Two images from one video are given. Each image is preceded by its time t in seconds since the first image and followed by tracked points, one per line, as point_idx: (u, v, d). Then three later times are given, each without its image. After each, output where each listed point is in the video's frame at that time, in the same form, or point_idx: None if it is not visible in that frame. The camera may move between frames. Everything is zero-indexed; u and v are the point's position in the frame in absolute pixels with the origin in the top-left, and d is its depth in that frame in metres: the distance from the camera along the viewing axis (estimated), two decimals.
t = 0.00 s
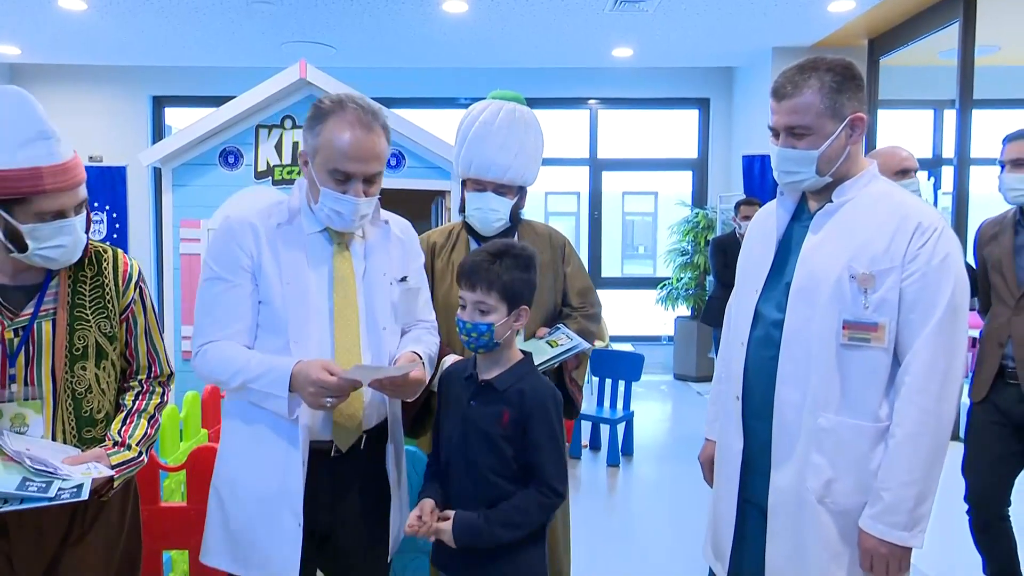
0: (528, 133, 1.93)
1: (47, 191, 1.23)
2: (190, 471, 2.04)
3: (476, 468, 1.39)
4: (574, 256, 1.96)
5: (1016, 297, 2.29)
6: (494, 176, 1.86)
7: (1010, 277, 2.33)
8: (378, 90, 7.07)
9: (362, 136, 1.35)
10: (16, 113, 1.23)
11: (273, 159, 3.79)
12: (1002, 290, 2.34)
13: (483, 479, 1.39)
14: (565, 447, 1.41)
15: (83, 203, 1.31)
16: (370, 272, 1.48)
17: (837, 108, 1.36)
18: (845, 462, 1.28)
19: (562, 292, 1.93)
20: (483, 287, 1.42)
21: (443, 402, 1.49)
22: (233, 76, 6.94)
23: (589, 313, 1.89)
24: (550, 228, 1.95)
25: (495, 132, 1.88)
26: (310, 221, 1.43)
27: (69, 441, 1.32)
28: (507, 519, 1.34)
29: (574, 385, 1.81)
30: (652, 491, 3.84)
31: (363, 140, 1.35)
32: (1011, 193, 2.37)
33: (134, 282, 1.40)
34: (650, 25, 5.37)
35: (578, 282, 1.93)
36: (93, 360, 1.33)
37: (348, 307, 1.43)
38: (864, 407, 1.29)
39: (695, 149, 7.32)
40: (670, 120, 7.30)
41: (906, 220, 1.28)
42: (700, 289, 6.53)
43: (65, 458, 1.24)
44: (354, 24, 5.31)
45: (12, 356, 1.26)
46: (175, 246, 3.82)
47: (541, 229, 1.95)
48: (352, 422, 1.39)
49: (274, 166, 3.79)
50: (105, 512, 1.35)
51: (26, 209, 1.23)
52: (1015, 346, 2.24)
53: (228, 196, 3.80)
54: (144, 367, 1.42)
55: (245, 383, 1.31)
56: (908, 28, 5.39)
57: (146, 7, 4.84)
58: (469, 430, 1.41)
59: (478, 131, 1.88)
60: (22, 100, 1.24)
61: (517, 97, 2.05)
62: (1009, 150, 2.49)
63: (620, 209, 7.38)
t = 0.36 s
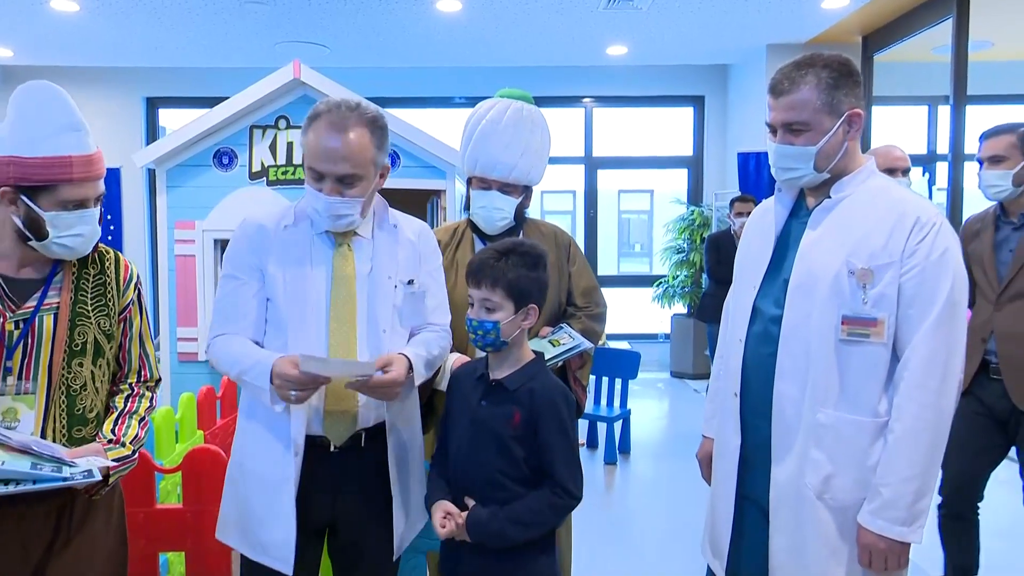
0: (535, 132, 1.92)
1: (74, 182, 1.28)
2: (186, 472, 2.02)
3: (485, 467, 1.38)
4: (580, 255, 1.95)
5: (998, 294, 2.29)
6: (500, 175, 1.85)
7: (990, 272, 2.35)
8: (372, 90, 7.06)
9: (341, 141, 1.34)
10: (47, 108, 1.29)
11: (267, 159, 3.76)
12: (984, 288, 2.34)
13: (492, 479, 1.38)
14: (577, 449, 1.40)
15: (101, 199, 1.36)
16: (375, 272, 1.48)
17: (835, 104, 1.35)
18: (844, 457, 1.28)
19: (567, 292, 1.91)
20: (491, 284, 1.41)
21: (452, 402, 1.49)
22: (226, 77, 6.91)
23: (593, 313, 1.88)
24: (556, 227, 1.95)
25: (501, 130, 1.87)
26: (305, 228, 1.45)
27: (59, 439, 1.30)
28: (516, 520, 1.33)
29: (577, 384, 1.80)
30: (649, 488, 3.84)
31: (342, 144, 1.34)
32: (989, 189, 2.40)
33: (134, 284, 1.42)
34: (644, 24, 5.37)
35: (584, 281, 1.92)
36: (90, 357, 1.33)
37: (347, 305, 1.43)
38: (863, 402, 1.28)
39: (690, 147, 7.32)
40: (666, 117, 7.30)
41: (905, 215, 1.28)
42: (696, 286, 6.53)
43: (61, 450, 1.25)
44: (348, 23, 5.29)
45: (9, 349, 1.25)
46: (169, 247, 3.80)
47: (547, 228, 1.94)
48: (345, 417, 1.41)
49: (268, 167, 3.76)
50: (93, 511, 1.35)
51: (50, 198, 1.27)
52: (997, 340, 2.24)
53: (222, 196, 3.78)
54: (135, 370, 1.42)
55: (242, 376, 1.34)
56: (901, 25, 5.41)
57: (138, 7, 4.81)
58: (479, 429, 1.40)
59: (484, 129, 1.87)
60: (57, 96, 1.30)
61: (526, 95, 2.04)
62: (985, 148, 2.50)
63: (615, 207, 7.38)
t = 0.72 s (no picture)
0: (545, 129, 1.92)
1: (78, 179, 1.29)
2: (185, 469, 2.01)
3: (495, 465, 1.37)
4: (585, 253, 1.94)
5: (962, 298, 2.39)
6: (508, 171, 1.84)
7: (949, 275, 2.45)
8: (371, 87, 7.04)
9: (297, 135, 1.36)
10: (62, 106, 1.30)
11: (266, 155, 3.75)
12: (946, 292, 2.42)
13: (502, 477, 1.37)
14: (589, 446, 1.39)
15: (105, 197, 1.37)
16: (352, 269, 1.45)
17: (840, 100, 1.35)
18: (849, 456, 1.27)
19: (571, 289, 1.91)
20: (496, 282, 1.40)
21: (462, 399, 1.48)
22: (226, 72, 6.89)
23: (598, 310, 1.87)
24: (562, 225, 1.95)
25: (511, 127, 1.86)
26: (286, 231, 1.48)
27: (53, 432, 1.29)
28: (529, 517, 1.32)
29: (580, 382, 1.80)
30: (648, 486, 3.84)
31: (298, 138, 1.35)
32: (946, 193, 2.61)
33: (132, 282, 1.43)
34: (644, 20, 5.36)
35: (588, 279, 1.91)
36: (88, 351, 1.33)
37: (313, 299, 1.42)
38: (868, 400, 1.28)
39: (690, 144, 7.31)
40: (665, 115, 7.29)
41: (911, 212, 1.27)
42: (696, 283, 6.53)
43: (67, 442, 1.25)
44: (347, 19, 5.27)
45: (8, 339, 1.25)
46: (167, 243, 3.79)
47: (552, 225, 1.94)
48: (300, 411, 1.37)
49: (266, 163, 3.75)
50: (83, 506, 1.36)
51: (53, 192, 1.28)
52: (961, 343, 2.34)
53: (220, 193, 3.77)
54: (128, 369, 1.41)
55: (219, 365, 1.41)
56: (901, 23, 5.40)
57: (137, 3, 4.79)
58: (489, 428, 1.39)
59: (495, 124, 1.86)
60: (74, 97, 1.32)
61: (536, 93, 2.03)
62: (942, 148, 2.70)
63: (615, 204, 7.37)
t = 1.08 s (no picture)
0: (550, 128, 1.91)
1: (57, 174, 1.29)
2: (184, 468, 2.01)
3: (497, 462, 1.38)
4: (590, 252, 1.94)
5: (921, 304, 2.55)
6: (513, 170, 1.84)
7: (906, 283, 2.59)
8: (372, 86, 7.04)
9: (258, 125, 1.36)
10: (54, 105, 1.32)
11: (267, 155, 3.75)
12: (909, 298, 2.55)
13: (504, 475, 1.37)
14: (592, 447, 1.39)
15: (89, 195, 1.36)
16: (318, 268, 1.42)
17: (843, 100, 1.35)
18: (854, 458, 1.27)
19: (577, 289, 1.91)
20: (501, 283, 1.40)
21: (465, 396, 1.48)
22: (227, 72, 6.89)
23: (603, 311, 1.87)
24: (567, 224, 1.95)
25: (516, 127, 1.85)
26: (266, 235, 1.49)
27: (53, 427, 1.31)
28: (531, 515, 1.32)
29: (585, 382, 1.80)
30: (648, 486, 3.84)
31: (258, 127, 1.35)
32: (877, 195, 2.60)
33: (128, 280, 1.43)
34: (645, 20, 5.36)
35: (594, 279, 1.91)
36: (85, 346, 1.33)
37: (282, 303, 1.41)
38: (873, 402, 1.28)
39: (691, 144, 7.31)
40: (666, 115, 7.28)
41: (915, 213, 1.27)
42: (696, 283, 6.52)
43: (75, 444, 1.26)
44: (348, 18, 5.27)
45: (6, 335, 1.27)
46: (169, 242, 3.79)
47: (558, 224, 1.94)
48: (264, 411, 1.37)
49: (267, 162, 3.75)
50: (77, 506, 1.34)
51: (32, 184, 1.29)
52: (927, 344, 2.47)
53: (221, 192, 3.77)
54: (127, 366, 1.41)
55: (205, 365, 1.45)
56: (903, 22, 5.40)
57: (139, 2, 4.79)
58: (491, 426, 1.39)
59: (501, 124, 1.86)
60: (66, 96, 1.34)
61: (541, 92, 2.02)
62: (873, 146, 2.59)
63: (615, 204, 7.37)
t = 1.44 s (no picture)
0: (550, 125, 1.91)
1: (37, 168, 1.30)
2: (185, 467, 2.02)
3: (505, 463, 1.38)
4: (595, 252, 1.95)
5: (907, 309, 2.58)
6: (513, 168, 1.84)
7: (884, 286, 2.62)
8: (373, 86, 7.04)
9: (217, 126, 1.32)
10: (49, 105, 1.34)
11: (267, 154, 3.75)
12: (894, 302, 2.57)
13: (512, 476, 1.38)
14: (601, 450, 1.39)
15: (73, 194, 1.36)
16: (283, 271, 1.39)
17: (844, 100, 1.35)
18: (855, 458, 1.28)
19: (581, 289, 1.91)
20: (513, 285, 1.41)
21: (473, 397, 1.48)
22: (228, 72, 6.90)
23: (608, 311, 1.87)
24: (571, 223, 1.95)
25: (516, 125, 1.86)
26: (237, 244, 1.48)
27: (51, 423, 1.33)
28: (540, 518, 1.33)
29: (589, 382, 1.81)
30: (649, 486, 3.85)
31: (216, 129, 1.32)
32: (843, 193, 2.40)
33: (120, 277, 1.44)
34: (646, 20, 5.36)
35: (599, 279, 1.91)
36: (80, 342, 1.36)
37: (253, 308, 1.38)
38: (874, 403, 1.28)
39: (691, 144, 7.31)
40: (667, 114, 7.28)
41: (916, 214, 1.28)
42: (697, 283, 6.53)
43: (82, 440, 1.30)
44: (348, 18, 5.27)
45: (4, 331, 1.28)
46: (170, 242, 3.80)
47: (561, 224, 1.94)
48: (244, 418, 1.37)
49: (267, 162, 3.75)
50: (74, 501, 1.35)
51: (13, 177, 1.30)
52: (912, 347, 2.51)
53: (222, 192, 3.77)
54: (120, 362, 1.44)
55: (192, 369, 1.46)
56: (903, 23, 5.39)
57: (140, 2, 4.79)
58: (500, 428, 1.39)
59: (501, 124, 1.87)
60: (59, 97, 1.36)
61: (540, 91, 2.03)
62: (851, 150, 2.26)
63: (616, 204, 7.37)
